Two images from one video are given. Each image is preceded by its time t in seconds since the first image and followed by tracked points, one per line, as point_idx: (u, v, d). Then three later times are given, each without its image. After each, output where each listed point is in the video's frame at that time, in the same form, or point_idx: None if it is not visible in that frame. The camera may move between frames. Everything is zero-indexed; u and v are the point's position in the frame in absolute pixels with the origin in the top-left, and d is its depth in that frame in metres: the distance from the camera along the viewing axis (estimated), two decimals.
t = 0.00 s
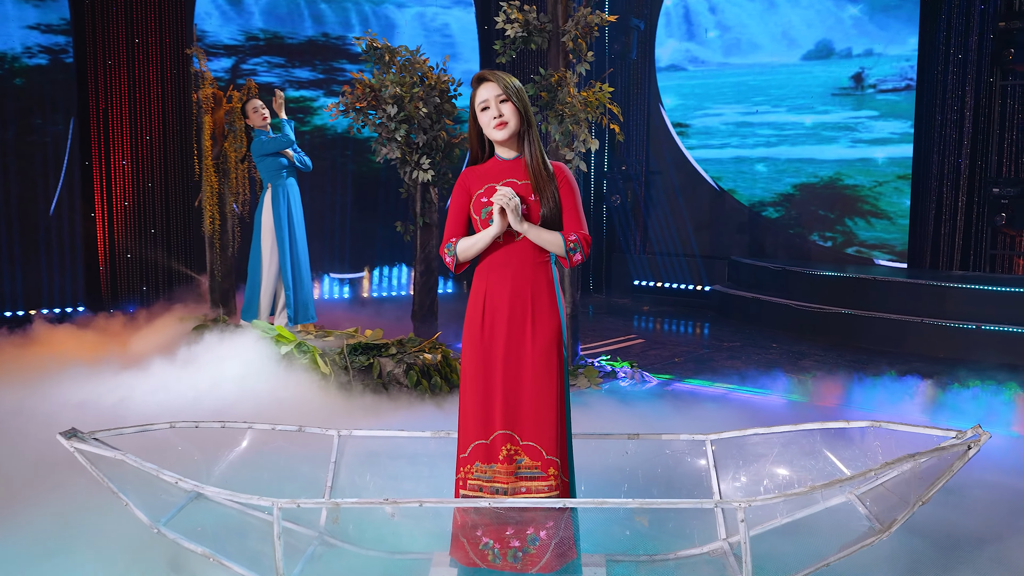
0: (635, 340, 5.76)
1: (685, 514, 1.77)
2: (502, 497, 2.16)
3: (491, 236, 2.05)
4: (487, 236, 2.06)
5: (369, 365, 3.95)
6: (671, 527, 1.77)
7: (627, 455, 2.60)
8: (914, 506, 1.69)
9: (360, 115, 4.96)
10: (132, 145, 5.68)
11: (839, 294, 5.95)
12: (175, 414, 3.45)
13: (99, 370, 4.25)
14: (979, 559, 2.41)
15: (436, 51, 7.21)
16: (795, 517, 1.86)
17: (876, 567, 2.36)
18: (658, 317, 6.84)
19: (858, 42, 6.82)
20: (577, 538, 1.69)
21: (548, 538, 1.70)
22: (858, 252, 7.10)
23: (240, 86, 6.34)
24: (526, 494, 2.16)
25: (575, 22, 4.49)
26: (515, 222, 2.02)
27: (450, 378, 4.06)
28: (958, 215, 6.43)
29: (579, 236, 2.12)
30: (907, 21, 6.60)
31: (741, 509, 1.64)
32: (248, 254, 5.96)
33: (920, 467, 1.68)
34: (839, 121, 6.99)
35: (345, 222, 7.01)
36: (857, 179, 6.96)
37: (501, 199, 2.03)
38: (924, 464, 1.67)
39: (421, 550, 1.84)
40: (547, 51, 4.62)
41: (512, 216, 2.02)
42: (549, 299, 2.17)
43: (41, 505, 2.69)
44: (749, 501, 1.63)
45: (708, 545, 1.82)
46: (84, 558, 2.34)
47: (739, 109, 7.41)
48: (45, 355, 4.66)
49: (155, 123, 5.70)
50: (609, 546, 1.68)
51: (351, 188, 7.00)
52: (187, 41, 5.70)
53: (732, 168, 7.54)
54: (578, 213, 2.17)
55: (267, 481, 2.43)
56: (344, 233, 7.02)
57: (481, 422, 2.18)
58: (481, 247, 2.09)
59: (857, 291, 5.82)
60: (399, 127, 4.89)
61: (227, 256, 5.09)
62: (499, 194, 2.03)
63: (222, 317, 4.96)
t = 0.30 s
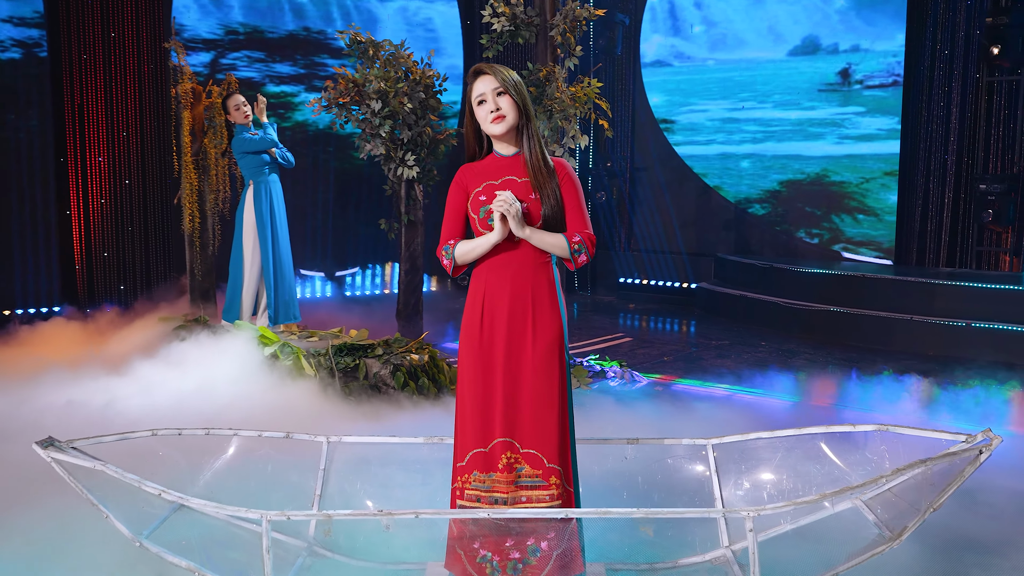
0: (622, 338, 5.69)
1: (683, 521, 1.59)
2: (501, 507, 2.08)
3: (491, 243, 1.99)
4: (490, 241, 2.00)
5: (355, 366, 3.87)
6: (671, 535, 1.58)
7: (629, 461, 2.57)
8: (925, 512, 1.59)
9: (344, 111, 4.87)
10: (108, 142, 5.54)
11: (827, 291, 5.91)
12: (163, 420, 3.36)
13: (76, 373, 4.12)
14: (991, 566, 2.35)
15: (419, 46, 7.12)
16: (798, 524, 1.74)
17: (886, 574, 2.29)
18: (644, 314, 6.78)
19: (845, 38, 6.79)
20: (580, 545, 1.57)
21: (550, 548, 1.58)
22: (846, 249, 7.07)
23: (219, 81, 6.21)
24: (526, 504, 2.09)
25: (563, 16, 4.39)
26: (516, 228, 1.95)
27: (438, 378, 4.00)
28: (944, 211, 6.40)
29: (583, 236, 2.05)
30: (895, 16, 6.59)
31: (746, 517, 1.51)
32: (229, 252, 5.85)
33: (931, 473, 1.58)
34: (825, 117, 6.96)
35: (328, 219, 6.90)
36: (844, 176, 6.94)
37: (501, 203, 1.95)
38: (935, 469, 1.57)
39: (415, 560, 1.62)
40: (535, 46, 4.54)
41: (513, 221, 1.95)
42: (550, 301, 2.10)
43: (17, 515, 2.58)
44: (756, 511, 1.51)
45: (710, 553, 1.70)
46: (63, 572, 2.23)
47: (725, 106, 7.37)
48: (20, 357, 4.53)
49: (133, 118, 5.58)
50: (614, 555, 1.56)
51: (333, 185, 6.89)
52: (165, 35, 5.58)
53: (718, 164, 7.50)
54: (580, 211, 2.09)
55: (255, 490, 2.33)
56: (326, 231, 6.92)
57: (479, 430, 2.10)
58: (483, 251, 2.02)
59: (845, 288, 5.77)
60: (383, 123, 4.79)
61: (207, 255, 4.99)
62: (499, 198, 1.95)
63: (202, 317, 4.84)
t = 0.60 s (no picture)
0: (611, 338, 5.62)
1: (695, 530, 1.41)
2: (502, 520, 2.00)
3: (488, 255, 1.91)
4: (487, 250, 1.91)
5: (341, 370, 3.79)
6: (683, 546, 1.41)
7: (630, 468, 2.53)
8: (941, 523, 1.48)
9: (327, 109, 4.78)
10: (85, 140, 5.42)
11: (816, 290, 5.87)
12: (150, 429, 3.26)
13: (54, 377, 4.00)
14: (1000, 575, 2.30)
15: (403, 42, 7.02)
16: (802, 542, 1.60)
17: None
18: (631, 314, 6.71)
19: (832, 36, 6.76)
20: (584, 559, 1.39)
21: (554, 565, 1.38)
22: (833, 248, 7.02)
23: (199, 77, 6.09)
24: (527, 517, 2.02)
25: (552, 13, 4.34)
26: (515, 239, 1.87)
27: (426, 382, 3.90)
28: (931, 210, 6.37)
29: (585, 242, 1.98)
30: (882, 13, 6.57)
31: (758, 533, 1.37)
32: (211, 252, 5.74)
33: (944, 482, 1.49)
34: (813, 115, 6.92)
35: (311, 219, 6.80)
36: (832, 174, 6.91)
37: (501, 214, 1.86)
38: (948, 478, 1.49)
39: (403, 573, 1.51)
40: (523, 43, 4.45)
41: (512, 234, 1.87)
42: (550, 307, 2.03)
43: None
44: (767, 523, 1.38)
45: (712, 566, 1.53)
46: None
47: (712, 103, 7.33)
48: None
49: (111, 116, 5.48)
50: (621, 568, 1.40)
51: (316, 184, 6.79)
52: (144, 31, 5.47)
53: (704, 162, 7.45)
54: (582, 214, 2.02)
55: (243, 501, 2.24)
56: (308, 230, 6.81)
57: (477, 441, 2.02)
58: (479, 258, 1.94)
59: (834, 287, 5.74)
60: (368, 121, 4.71)
61: (188, 257, 4.88)
62: (498, 207, 1.86)
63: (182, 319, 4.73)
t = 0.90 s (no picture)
0: (599, 341, 5.56)
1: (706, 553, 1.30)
2: (498, 534, 1.90)
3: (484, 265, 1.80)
4: (482, 260, 1.81)
5: (328, 375, 3.71)
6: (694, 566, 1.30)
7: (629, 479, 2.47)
8: (955, 535, 1.30)
9: (310, 108, 4.68)
10: (63, 140, 5.29)
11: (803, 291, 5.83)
12: (139, 439, 3.18)
13: (30, 385, 3.88)
14: None
15: (387, 42, 6.93)
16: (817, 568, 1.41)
17: None
18: (618, 316, 6.65)
19: (819, 35, 6.72)
20: None
21: None
22: (821, 249, 6.99)
23: (178, 76, 5.98)
24: (525, 530, 1.91)
25: (541, 11, 4.27)
26: (514, 253, 1.77)
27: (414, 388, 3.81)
28: (918, 211, 6.35)
29: (586, 248, 1.87)
30: (870, 13, 6.54)
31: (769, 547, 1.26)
32: (192, 255, 5.63)
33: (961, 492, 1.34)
34: (799, 115, 6.88)
35: (294, 219, 6.71)
36: (819, 175, 6.88)
37: (499, 227, 1.76)
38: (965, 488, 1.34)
39: None
40: (511, 41, 4.37)
41: (510, 247, 1.77)
42: (549, 312, 1.94)
43: None
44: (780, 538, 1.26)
45: None
46: None
47: (698, 103, 7.28)
48: None
49: (88, 116, 5.36)
50: None
51: (299, 184, 6.70)
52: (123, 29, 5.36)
53: (691, 163, 7.42)
54: (584, 216, 1.91)
55: (231, 515, 2.15)
56: (292, 232, 6.72)
57: (472, 451, 1.92)
58: (474, 265, 1.83)
59: (823, 289, 5.69)
60: (353, 121, 4.62)
61: (169, 259, 4.80)
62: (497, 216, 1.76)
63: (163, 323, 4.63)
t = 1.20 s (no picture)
0: (587, 344, 5.49)
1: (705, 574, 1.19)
2: (493, 549, 1.78)
3: (479, 277, 1.71)
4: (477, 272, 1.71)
5: (314, 383, 3.64)
6: None
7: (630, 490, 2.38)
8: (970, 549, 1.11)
9: (294, 109, 4.60)
10: (39, 141, 5.15)
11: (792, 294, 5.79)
12: (129, 450, 3.09)
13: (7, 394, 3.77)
14: None
15: (371, 42, 6.85)
16: None
17: None
18: (606, 319, 6.59)
19: (805, 36, 6.69)
20: None
21: None
22: (808, 251, 6.96)
23: (158, 76, 5.88)
24: (521, 546, 1.78)
25: (530, 10, 4.20)
26: (511, 264, 1.67)
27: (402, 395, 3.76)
28: (904, 213, 6.34)
29: (587, 255, 1.75)
30: (856, 14, 6.51)
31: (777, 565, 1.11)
32: (174, 258, 5.53)
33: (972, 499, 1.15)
34: (786, 117, 6.86)
35: (277, 221, 6.62)
36: (806, 176, 6.85)
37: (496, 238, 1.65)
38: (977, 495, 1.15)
39: None
40: (500, 41, 4.30)
41: (507, 260, 1.68)
42: (550, 317, 1.81)
43: None
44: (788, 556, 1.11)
45: None
46: None
47: (684, 105, 7.25)
48: None
49: (65, 115, 5.25)
50: None
51: (282, 186, 6.61)
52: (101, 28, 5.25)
53: (677, 165, 7.40)
54: (586, 221, 1.78)
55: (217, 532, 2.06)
56: (275, 234, 6.63)
57: (468, 462, 1.80)
58: (469, 276, 1.74)
59: (813, 292, 5.65)
60: (339, 122, 4.54)
61: (149, 263, 4.69)
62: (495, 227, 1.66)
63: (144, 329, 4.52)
